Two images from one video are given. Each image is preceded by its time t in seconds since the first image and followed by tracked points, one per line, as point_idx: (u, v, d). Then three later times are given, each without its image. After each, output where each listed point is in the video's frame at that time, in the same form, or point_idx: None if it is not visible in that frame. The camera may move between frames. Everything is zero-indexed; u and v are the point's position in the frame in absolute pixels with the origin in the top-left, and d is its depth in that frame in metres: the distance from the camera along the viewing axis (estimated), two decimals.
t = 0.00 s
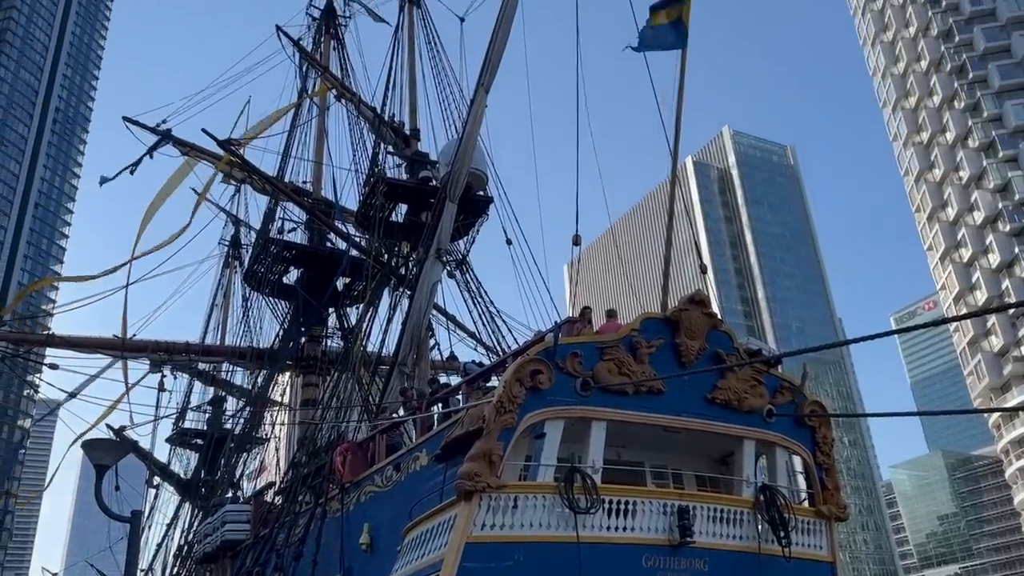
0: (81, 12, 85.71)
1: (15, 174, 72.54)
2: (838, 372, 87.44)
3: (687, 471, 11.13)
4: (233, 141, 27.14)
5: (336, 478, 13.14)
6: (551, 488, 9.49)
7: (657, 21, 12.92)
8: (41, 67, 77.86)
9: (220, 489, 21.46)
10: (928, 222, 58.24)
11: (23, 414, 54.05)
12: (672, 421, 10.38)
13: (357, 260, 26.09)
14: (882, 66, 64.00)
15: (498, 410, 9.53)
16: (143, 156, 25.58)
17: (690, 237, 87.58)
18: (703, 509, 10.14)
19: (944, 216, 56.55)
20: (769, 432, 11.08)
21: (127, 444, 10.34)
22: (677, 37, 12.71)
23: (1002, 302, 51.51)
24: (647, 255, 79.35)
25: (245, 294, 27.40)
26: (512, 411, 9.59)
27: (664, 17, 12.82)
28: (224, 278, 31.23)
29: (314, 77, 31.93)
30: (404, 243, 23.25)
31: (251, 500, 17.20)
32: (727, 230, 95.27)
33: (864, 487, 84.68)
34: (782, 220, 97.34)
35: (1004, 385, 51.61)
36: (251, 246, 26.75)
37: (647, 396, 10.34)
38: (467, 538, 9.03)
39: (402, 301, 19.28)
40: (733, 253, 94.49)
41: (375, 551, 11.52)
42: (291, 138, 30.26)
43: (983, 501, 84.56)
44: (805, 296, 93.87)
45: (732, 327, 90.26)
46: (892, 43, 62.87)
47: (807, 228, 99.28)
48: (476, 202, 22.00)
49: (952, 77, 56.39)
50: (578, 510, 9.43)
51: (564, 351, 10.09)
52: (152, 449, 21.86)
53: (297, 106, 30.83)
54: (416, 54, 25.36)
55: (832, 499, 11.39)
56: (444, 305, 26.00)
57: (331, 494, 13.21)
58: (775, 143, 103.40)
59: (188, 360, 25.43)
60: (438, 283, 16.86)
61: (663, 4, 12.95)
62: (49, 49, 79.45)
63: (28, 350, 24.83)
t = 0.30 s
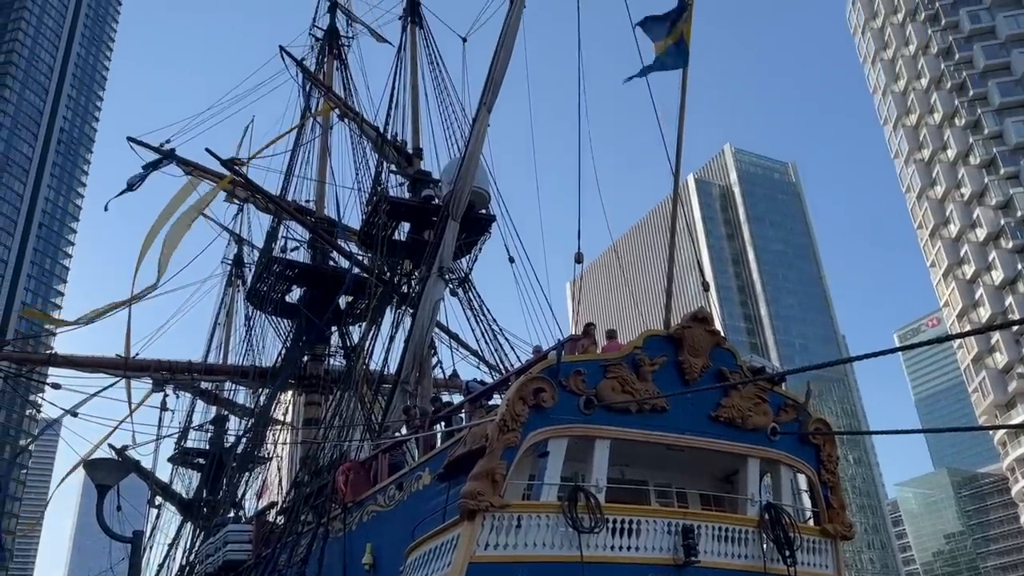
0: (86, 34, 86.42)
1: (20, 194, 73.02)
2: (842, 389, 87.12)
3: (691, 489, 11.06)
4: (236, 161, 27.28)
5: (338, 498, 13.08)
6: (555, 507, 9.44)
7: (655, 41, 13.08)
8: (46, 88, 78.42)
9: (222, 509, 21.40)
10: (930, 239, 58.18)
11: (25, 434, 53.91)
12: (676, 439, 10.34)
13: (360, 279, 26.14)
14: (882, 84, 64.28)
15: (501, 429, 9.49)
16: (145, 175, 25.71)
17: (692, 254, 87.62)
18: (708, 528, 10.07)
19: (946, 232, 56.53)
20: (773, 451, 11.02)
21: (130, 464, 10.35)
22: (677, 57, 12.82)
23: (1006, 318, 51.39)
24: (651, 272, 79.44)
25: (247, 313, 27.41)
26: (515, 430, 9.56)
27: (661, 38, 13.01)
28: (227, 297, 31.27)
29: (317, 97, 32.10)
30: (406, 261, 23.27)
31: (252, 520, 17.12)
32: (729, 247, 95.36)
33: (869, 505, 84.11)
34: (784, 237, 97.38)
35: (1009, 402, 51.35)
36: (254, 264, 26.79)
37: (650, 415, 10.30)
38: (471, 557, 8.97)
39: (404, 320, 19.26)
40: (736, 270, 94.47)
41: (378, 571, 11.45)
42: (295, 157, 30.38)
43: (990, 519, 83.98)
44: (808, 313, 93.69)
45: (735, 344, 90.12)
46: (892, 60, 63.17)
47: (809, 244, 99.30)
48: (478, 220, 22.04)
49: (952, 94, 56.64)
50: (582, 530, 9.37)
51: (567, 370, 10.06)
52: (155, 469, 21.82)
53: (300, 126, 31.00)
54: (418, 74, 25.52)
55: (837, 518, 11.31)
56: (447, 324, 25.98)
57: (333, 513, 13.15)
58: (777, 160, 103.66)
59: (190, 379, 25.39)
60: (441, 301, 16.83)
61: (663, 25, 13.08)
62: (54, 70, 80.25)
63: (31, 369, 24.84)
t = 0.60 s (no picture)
0: (91, 52, 86.79)
1: (23, 212, 73.27)
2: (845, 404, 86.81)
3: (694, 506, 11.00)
4: (239, 177, 27.37)
5: (340, 514, 13.02)
6: (558, 523, 9.39)
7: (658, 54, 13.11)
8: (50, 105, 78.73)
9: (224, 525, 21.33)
10: (931, 253, 58.14)
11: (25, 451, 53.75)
12: (679, 454, 10.29)
13: (362, 295, 26.18)
14: (882, 99, 64.49)
15: (504, 445, 9.47)
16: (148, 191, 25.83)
17: (694, 269, 87.61)
18: (712, 545, 10.01)
19: (948, 246, 56.53)
20: (776, 466, 10.97)
21: (132, 480, 10.35)
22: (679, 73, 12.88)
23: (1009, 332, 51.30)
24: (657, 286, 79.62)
25: (249, 328, 27.42)
26: (518, 445, 9.53)
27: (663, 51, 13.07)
28: (229, 312, 31.27)
29: (320, 113, 32.22)
30: (408, 276, 23.27)
31: (253, 537, 17.05)
32: (731, 262, 95.44)
33: (874, 521, 83.62)
34: (786, 251, 97.37)
35: (1013, 417, 51.13)
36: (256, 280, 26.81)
37: (653, 430, 10.26)
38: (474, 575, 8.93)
39: (406, 335, 19.25)
40: (738, 284, 94.44)
41: None
42: (297, 174, 30.48)
43: (995, 535, 83.48)
44: (810, 328, 93.56)
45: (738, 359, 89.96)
46: (893, 76, 63.39)
47: (811, 259, 99.27)
48: (480, 235, 22.06)
49: (952, 110, 56.82)
50: (585, 546, 9.31)
51: (570, 385, 10.05)
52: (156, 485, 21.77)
53: (302, 142, 31.13)
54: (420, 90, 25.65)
55: (841, 534, 11.25)
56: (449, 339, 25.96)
57: (335, 530, 13.09)
58: (778, 175, 103.87)
59: (192, 395, 25.36)
60: (443, 317, 16.80)
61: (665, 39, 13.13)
62: (58, 87, 80.69)
63: (33, 386, 24.78)
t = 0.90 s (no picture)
0: (95, 71, 87.44)
1: (26, 229, 73.59)
2: (848, 421, 86.50)
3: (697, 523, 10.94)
4: (242, 195, 27.44)
5: (342, 533, 12.95)
6: (560, 542, 9.35)
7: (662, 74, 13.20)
8: (54, 123, 79.26)
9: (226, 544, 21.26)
10: (934, 269, 58.08)
11: (27, 468, 53.67)
12: (682, 471, 10.26)
13: (365, 312, 26.20)
14: (882, 116, 64.71)
15: (506, 462, 9.46)
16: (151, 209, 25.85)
17: (696, 285, 87.60)
18: (716, 564, 9.95)
19: (950, 262, 56.50)
20: (780, 484, 10.92)
21: (133, 499, 10.35)
22: (682, 90, 12.94)
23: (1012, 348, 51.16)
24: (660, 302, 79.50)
25: (251, 346, 27.44)
26: (520, 463, 9.51)
27: (668, 70, 13.12)
28: (231, 329, 31.28)
29: (323, 130, 32.37)
30: (411, 293, 23.27)
31: (254, 555, 16.97)
32: (733, 278, 95.54)
33: (879, 539, 83.04)
34: (788, 267, 97.39)
35: (1018, 434, 50.84)
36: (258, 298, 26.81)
37: (657, 447, 10.23)
38: None
39: (409, 351, 19.23)
40: (740, 301, 94.39)
41: None
42: (300, 191, 30.57)
43: (1001, 553, 82.85)
44: (813, 344, 93.37)
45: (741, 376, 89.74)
46: (893, 93, 63.59)
47: (813, 275, 99.26)
48: (482, 252, 22.09)
49: (952, 127, 56.99)
50: (588, 565, 9.26)
51: (572, 402, 10.04)
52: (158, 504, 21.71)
53: (305, 159, 31.26)
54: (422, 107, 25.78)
55: (845, 552, 11.19)
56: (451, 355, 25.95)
57: (337, 549, 13.03)
58: (780, 192, 104.02)
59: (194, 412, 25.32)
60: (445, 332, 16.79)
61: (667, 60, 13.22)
62: (62, 103, 81.10)
63: (34, 404, 24.78)
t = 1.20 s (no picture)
0: (99, 86, 87.95)
1: (29, 242, 73.82)
2: (851, 435, 86.25)
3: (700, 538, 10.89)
4: (244, 209, 27.48)
5: (343, 548, 12.89)
6: (563, 557, 9.31)
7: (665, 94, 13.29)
8: (57, 137, 79.70)
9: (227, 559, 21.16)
10: (935, 283, 58.06)
11: (26, 482, 53.64)
12: (684, 486, 10.23)
13: (366, 325, 26.20)
14: (883, 130, 64.90)
15: (508, 477, 9.43)
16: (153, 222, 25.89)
17: (697, 299, 87.57)
18: None
19: (952, 276, 56.50)
20: (783, 499, 10.87)
21: (133, 514, 10.30)
22: (685, 106, 12.98)
23: (1015, 362, 51.06)
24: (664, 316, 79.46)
25: (252, 360, 27.43)
26: (521, 478, 9.48)
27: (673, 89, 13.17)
28: (232, 344, 31.24)
29: (325, 145, 32.51)
30: (413, 307, 23.27)
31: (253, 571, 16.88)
32: (734, 292, 95.57)
33: (882, 554, 82.60)
34: (790, 281, 97.36)
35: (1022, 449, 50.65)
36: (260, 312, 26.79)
37: (659, 462, 10.19)
38: None
39: (410, 366, 19.21)
40: (742, 314, 94.33)
41: None
42: (302, 205, 30.64)
43: (1006, 569, 82.36)
44: (815, 359, 93.28)
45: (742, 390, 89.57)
46: (893, 107, 63.80)
47: (814, 289, 99.24)
48: (484, 266, 22.09)
49: (953, 141, 57.15)
50: None
51: (574, 417, 10.01)
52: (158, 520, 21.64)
53: (307, 173, 31.35)
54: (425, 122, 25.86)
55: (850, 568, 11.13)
56: (452, 369, 25.93)
57: (337, 564, 12.97)
58: (781, 206, 104.17)
59: (194, 427, 25.26)
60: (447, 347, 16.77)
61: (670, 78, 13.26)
62: (65, 117, 81.54)
63: (34, 419, 24.73)
